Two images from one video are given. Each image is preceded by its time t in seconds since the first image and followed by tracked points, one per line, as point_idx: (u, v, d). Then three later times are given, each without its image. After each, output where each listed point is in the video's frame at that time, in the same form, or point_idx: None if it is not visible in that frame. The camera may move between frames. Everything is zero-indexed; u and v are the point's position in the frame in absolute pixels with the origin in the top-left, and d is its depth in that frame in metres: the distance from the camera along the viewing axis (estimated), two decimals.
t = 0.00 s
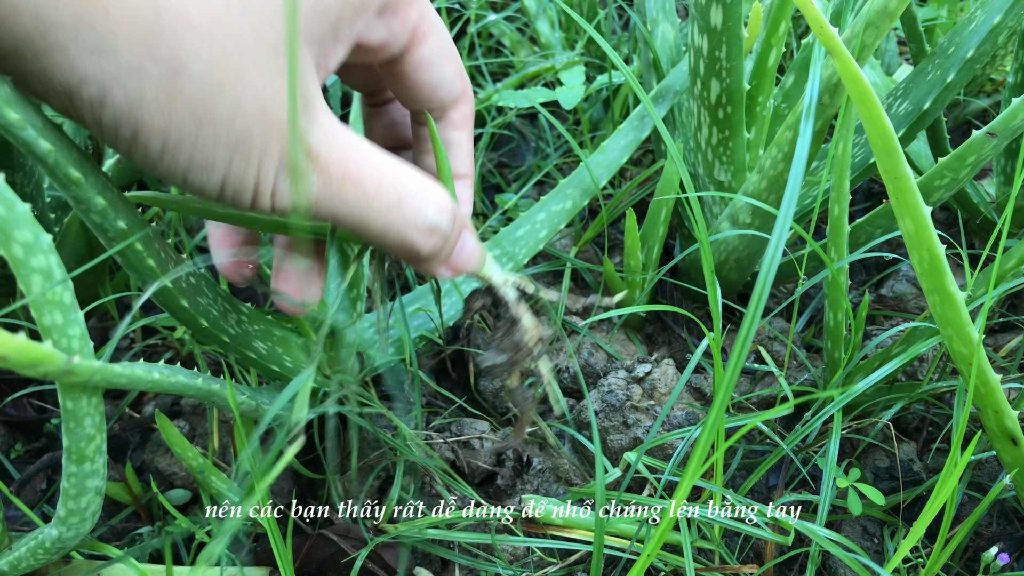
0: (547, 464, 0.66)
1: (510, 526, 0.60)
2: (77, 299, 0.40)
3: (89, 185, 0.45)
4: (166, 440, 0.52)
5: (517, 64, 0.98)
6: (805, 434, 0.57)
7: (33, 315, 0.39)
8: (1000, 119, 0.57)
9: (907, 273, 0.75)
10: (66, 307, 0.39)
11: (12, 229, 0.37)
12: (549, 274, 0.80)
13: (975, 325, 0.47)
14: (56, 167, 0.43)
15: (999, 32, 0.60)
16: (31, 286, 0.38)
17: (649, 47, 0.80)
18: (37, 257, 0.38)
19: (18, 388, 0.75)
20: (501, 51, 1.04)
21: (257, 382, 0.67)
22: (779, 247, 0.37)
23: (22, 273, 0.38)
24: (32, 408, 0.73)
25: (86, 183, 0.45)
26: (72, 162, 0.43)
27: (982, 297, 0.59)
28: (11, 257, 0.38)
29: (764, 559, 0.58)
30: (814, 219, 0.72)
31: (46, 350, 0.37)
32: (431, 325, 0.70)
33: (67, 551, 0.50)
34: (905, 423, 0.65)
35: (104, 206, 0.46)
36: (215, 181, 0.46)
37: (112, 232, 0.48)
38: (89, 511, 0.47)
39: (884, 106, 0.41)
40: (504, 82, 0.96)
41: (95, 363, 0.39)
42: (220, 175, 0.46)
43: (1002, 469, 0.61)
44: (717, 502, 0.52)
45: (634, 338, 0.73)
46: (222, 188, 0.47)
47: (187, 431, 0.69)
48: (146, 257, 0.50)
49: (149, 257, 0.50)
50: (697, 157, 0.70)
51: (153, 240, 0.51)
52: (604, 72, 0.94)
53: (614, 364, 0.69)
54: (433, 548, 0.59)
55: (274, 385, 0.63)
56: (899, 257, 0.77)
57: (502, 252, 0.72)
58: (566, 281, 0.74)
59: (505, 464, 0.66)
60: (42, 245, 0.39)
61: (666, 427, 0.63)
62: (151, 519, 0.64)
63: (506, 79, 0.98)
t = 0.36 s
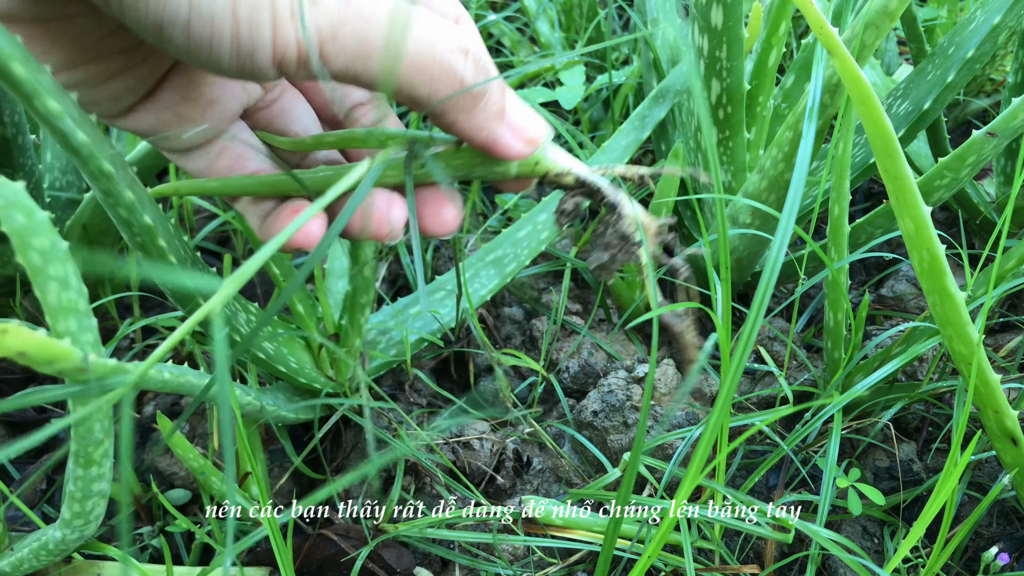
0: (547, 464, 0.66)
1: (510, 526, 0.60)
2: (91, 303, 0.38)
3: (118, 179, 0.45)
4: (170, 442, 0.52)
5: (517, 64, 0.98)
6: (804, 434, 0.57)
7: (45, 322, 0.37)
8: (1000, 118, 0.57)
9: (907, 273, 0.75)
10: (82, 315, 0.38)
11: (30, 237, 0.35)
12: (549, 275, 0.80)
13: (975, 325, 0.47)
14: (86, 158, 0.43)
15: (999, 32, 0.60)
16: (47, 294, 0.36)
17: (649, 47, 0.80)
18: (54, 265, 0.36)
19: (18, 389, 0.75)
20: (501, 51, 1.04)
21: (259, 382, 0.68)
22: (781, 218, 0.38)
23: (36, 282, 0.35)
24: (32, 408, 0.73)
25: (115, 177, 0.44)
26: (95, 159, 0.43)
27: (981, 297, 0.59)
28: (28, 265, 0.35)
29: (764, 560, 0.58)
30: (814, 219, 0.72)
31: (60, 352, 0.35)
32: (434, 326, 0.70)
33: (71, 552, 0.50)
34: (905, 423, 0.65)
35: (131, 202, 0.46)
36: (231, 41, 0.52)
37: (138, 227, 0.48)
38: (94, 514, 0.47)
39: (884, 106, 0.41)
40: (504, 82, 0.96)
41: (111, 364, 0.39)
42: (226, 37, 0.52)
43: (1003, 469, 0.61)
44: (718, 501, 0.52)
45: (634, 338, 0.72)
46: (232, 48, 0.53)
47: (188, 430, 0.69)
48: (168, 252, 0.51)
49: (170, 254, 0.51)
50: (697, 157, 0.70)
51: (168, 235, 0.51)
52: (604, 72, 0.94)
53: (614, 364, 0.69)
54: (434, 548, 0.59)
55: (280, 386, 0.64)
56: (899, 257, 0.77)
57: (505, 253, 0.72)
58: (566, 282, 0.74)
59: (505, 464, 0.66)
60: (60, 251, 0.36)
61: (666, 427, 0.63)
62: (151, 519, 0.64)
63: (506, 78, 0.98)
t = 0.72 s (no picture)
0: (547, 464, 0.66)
1: (510, 527, 0.60)
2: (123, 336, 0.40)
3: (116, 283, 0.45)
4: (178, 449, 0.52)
5: (517, 64, 0.98)
6: (805, 433, 0.57)
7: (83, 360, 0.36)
8: (1000, 119, 0.57)
9: (907, 273, 0.75)
10: (118, 353, 0.37)
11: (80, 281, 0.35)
12: (549, 275, 0.80)
13: (974, 325, 0.47)
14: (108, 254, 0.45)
15: (1000, 32, 0.60)
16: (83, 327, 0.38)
17: (649, 48, 0.80)
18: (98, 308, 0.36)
19: (18, 388, 0.75)
20: (501, 51, 1.04)
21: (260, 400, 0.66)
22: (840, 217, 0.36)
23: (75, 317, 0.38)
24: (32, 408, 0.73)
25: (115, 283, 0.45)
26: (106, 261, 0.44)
27: (981, 297, 0.59)
28: (73, 309, 0.35)
29: (764, 559, 0.58)
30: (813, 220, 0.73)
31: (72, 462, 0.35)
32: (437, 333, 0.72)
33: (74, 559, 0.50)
34: (905, 423, 0.65)
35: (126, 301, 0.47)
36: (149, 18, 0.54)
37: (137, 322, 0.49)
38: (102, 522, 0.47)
39: (883, 106, 0.41)
40: (504, 82, 0.96)
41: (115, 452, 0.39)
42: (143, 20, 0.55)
43: (1003, 469, 0.61)
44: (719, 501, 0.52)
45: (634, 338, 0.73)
46: (153, 36, 0.56)
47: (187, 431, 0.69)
48: (169, 336, 0.51)
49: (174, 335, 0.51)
50: (698, 157, 0.70)
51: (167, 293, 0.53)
52: (604, 72, 0.94)
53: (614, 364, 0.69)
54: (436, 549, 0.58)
55: (281, 402, 0.62)
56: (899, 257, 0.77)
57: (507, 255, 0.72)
58: (566, 282, 0.73)
59: (505, 464, 0.67)
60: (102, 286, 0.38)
61: (666, 427, 0.63)
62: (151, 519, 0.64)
63: (506, 79, 0.98)
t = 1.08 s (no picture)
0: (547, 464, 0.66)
1: (510, 528, 0.60)
2: (121, 329, 0.41)
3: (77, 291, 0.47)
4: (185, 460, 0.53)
5: (517, 64, 0.98)
6: (805, 434, 0.57)
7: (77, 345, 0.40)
8: (1000, 118, 0.57)
9: (908, 273, 0.75)
10: (110, 337, 0.41)
11: (70, 265, 0.38)
12: (549, 275, 0.80)
13: (975, 325, 0.47)
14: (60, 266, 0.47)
15: (1000, 31, 0.60)
16: (80, 319, 0.39)
17: (649, 47, 0.80)
18: (90, 291, 0.39)
19: (18, 388, 0.75)
20: (501, 51, 1.04)
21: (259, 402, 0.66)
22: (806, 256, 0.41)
23: (73, 308, 0.39)
24: (32, 409, 0.73)
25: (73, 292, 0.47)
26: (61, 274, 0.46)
27: (982, 297, 0.58)
28: (65, 290, 0.38)
29: (765, 560, 0.58)
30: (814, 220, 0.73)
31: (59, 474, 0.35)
32: (436, 335, 0.72)
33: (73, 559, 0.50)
34: (905, 423, 0.65)
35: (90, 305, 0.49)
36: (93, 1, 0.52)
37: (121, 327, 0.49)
38: (101, 522, 0.47)
39: (883, 105, 0.41)
40: (503, 82, 0.96)
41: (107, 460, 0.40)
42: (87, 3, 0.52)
43: (1003, 469, 0.61)
44: (719, 501, 0.52)
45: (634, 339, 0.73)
46: (100, 20, 0.53)
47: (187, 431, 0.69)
48: (155, 338, 0.52)
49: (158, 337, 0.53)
50: (698, 157, 0.70)
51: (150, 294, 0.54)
52: (604, 72, 0.94)
53: (614, 364, 0.69)
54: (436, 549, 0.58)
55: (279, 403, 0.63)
56: (899, 257, 0.77)
57: (508, 256, 0.73)
58: (566, 282, 0.74)
59: (505, 464, 0.66)
60: (96, 279, 0.39)
61: (666, 428, 0.63)
62: (151, 519, 0.64)
63: (506, 79, 0.98)
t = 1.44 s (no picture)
0: (547, 464, 0.65)
1: (509, 529, 0.60)
2: (119, 330, 0.41)
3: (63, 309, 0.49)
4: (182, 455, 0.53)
5: (517, 64, 0.98)
6: (806, 434, 0.56)
7: (74, 345, 0.40)
8: (1002, 118, 0.57)
9: (908, 273, 0.75)
10: (108, 337, 0.41)
11: (66, 264, 0.38)
12: (549, 275, 0.80)
13: (976, 325, 0.47)
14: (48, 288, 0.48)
15: (1001, 31, 0.60)
16: (78, 319, 0.39)
17: (649, 47, 0.80)
18: (87, 291, 0.39)
19: (17, 388, 0.74)
20: (500, 51, 1.04)
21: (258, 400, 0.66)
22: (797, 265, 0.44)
23: (71, 308, 0.38)
24: (31, 409, 0.73)
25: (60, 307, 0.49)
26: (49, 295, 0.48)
27: (983, 297, 0.59)
28: (62, 290, 0.38)
29: (765, 560, 0.58)
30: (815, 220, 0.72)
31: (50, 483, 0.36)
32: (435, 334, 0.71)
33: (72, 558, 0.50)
34: (906, 423, 0.65)
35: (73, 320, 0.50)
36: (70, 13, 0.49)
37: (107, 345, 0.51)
38: (100, 522, 0.47)
39: (884, 105, 0.41)
40: (503, 82, 0.96)
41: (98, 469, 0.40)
42: (66, 15, 0.50)
43: (1003, 469, 0.60)
44: (719, 502, 0.52)
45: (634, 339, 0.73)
46: (78, 34, 0.51)
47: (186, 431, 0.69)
48: (134, 350, 0.53)
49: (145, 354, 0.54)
50: (698, 157, 0.70)
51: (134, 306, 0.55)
52: (603, 72, 0.94)
53: (614, 364, 0.69)
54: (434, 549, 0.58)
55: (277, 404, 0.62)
56: (900, 257, 0.77)
57: (507, 257, 0.72)
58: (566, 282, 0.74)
59: (505, 465, 0.66)
60: (93, 278, 0.39)
61: (666, 428, 0.63)
62: (150, 519, 0.64)
63: (505, 78, 0.98)
